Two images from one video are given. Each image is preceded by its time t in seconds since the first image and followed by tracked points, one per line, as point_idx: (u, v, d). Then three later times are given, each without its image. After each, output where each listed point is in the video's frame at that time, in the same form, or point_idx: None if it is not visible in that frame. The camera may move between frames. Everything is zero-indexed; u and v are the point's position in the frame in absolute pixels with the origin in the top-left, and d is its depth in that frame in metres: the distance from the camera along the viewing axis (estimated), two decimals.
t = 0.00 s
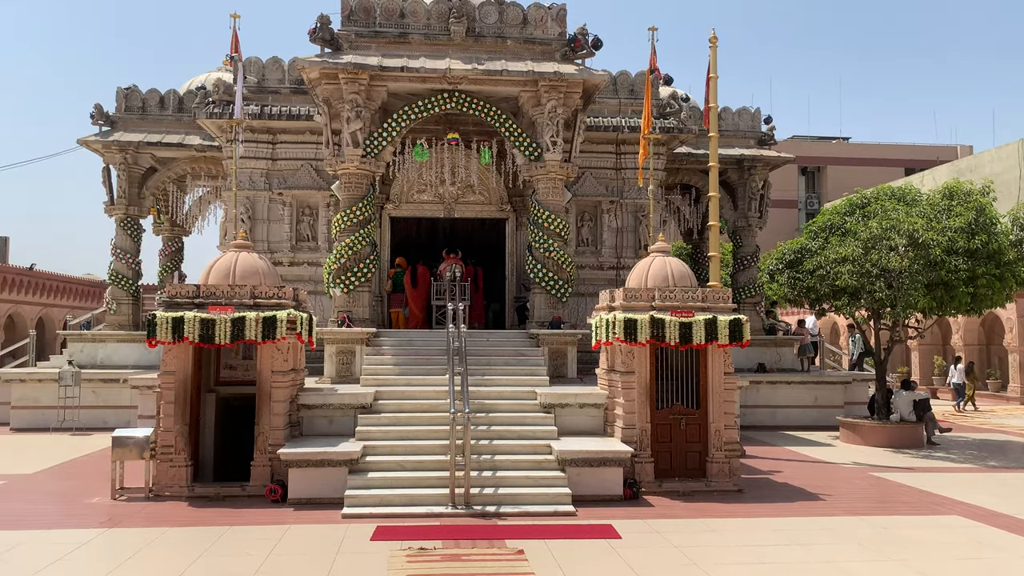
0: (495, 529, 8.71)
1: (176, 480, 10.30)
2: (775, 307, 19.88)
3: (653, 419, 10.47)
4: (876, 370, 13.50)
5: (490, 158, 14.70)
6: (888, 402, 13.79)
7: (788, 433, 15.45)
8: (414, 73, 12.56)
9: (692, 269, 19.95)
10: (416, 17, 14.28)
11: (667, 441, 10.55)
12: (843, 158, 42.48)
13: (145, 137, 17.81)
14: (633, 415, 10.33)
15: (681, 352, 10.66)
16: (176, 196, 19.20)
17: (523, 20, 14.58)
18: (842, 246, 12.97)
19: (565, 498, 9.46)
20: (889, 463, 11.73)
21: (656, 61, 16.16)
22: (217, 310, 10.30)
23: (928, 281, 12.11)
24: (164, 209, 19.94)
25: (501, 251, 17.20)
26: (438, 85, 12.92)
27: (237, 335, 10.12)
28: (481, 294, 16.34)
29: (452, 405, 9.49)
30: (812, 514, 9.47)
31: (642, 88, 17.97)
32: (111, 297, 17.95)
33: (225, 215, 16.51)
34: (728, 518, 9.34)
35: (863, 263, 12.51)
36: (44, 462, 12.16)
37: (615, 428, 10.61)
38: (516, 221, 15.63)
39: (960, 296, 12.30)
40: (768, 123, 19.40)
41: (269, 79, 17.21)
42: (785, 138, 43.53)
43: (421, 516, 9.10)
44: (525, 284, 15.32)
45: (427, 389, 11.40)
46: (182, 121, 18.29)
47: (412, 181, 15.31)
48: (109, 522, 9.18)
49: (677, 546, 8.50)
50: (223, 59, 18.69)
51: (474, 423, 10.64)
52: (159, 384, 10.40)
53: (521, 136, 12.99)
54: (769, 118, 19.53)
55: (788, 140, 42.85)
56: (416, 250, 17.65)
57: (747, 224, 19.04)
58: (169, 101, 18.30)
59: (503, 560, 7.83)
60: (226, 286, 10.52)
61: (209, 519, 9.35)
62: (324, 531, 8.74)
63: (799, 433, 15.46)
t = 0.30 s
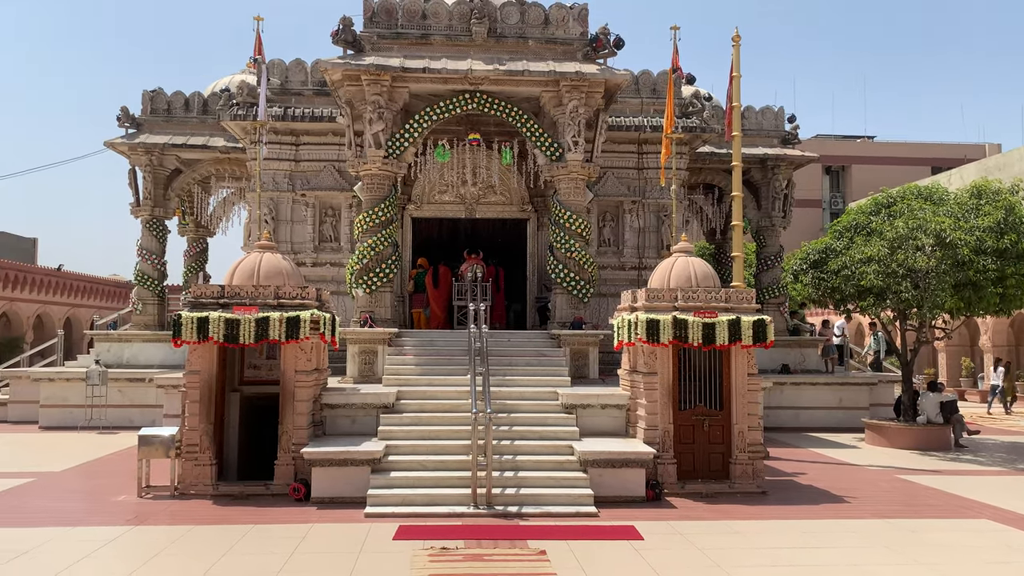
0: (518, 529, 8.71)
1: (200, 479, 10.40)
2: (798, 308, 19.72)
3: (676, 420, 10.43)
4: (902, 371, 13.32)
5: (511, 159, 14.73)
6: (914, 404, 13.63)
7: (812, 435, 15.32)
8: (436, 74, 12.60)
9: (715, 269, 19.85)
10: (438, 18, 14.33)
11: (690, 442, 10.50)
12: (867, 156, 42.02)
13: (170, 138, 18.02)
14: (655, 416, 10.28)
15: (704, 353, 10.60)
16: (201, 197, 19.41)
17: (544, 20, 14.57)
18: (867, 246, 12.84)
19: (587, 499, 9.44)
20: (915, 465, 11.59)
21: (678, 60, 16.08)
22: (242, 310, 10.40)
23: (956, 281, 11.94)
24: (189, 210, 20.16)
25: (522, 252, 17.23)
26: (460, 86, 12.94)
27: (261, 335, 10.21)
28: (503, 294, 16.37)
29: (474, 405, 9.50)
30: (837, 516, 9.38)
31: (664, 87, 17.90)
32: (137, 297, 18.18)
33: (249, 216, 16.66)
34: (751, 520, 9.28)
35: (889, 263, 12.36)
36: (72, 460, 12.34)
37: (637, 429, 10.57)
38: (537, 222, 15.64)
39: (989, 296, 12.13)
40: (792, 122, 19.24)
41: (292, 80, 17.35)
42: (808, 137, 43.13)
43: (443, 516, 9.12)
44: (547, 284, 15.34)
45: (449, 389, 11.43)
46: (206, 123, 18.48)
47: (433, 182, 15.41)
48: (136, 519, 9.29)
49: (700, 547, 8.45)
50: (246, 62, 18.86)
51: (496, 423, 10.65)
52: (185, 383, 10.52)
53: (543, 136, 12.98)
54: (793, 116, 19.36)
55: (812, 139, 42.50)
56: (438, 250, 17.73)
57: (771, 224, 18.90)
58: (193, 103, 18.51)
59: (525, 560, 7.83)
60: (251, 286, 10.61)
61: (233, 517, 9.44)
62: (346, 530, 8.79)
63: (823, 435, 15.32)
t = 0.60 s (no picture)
0: (539, 530, 8.70)
1: (225, 477, 10.51)
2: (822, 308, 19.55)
3: (698, 421, 10.38)
4: (928, 373, 13.17)
5: (532, 159, 14.75)
6: (941, 405, 13.47)
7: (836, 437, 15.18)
8: (457, 75, 12.65)
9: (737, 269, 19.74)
10: (459, 19, 14.38)
11: (713, 444, 10.45)
12: (891, 155, 41.55)
13: (195, 141, 18.23)
14: (677, 417, 10.24)
15: (726, 353, 10.55)
16: (225, 198, 19.61)
17: (565, 20, 14.56)
18: (892, 246, 12.72)
19: (609, 500, 9.41)
20: (941, 468, 11.44)
21: (700, 59, 16.00)
22: (265, 310, 10.50)
23: (982, 281, 11.82)
24: (213, 212, 20.40)
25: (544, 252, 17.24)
26: (481, 87, 12.97)
27: (284, 335, 10.29)
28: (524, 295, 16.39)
29: (495, 405, 9.49)
30: (861, 519, 9.29)
31: (686, 86, 17.83)
32: (163, 298, 18.41)
33: (273, 217, 16.81)
34: (774, 522, 9.21)
35: (915, 263, 12.23)
36: (99, 458, 12.52)
37: (659, 431, 10.54)
38: (558, 222, 15.64)
39: (1018, 296, 12.04)
40: (815, 121, 19.08)
41: (315, 82, 17.49)
42: (832, 136, 42.74)
43: (464, 516, 9.15)
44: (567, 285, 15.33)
45: (470, 389, 11.46)
46: (230, 125, 18.67)
47: (454, 183, 15.46)
48: (161, 517, 9.41)
49: (723, 549, 8.40)
50: (269, 64, 19.04)
51: (517, 423, 10.66)
52: (209, 382, 10.65)
53: (564, 137, 12.98)
54: (816, 115, 19.20)
55: (836, 138, 42.18)
56: (459, 251, 17.79)
57: (794, 224, 18.76)
58: (217, 105, 18.72)
59: (547, 561, 7.83)
60: (274, 287, 10.71)
61: (256, 516, 9.53)
62: (369, 529, 8.84)
63: (847, 437, 15.18)
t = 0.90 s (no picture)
0: (560, 530, 8.70)
1: (248, 476, 10.59)
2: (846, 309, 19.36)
3: (720, 422, 10.32)
4: (955, 374, 13.00)
5: (553, 159, 14.74)
6: (968, 407, 13.30)
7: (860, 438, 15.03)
8: (478, 76, 12.67)
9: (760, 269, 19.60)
10: (480, 20, 14.41)
11: (735, 445, 10.38)
12: (916, 153, 41.04)
13: (218, 142, 18.42)
14: (699, 418, 10.20)
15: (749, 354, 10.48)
16: (248, 199, 19.79)
17: (586, 19, 14.52)
18: (918, 245, 12.58)
19: (631, 501, 9.38)
20: (969, 470, 11.29)
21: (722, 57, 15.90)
22: (288, 310, 10.57)
23: (1011, 281, 11.66)
24: (236, 213, 20.60)
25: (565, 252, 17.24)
26: (502, 87, 12.98)
27: (307, 335, 10.36)
28: (545, 295, 16.39)
29: (515, 406, 9.48)
30: (887, 521, 9.18)
31: (708, 85, 17.72)
32: (187, 298, 18.62)
33: (295, 218, 16.95)
34: (798, 524, 9.13)
35: (941, 263, 12.08)
36: (125, 457, 12.68)
37: (681, 432, 10.49)
38: (579, 222, 15.62)
39: None
40: (839, 119, 18.90)
41: (337, 84, 17.60)
42: (855, 135, 42.31)
43: (486, 516, 9.15)
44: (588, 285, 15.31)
45: (491, 390, 11.47)
46: (253, 126, 18.83)
47: (475, 183, 15.49)
48: (186, 515, 9.51)
49: (745, 551, 8.35)
50: (291, 66, 19.19)
51: (538, 424, 10.65)
52: (233, 382, 10.74)
53: (584, 137, 12.96)
54: (840, 113, 19.02)
55: (860, 136, 41.81)
56: (480, 251, 17.83)
57: (818, 223, 18.59)
58: (241, 107, 18.89)
59: (569, 561, 7.81)
60: (297, 287, 10.78)
61: (279, 514, 9.60)
62: (390, 529, 8.88)
63: (872, 438, 15.02)
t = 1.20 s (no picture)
0: (582, 530, 8.69)
1: (272, 474, 10.67)
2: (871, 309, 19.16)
3: (744, 423, 10.26)
4: (983, 375, 12.82)
5: (575, 159, 14.73)
6: (998, 408, 13.13)
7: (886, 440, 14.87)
8: (499, 76, 12.69)
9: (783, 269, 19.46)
10: (502, 20, 14.42)
11: (759, 446, 10.31)
12: (942, 152, 40.49)
13: (242, 143, 18.60)
14: (722, 419, 10.14)
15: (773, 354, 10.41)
16: (271, 200, 19.97)
17: (608, 18, 14.49)
18: (945, 245, 12.43)
19: (653, 502, 9.35)
20: (997, 473, 11.13)
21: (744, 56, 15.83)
22: (311, 310, 10.64)
23: None
24: (260, 213, 20.80)
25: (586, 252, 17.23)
26: (523, 87, 13.00)
27: (330, 335, 10.43)
28: (566, 295, 16.39)
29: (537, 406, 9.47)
30: (914, 524, 9.08)
31: (731, 84, 17.60)
32: (211, 298, 18.82)
33: (318, 218, 17.07)
34: (822, 526, 9.06)
35: (969, 262, 11.93)
36: (151, 454, 12.84)
37: (704, 432, 10.44)
38: (600, 221, 15.60)
39: None
40: (864, 118, 18.69)
41: (359, 85, 17.71)
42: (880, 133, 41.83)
43: (508, 515, 9.16)
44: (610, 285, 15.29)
45: (513, 389, 11.48)
46: (276, 127, 18.99)
47: (496, 183, 15.52)
48: (211, 513, 9.61)
49: (769, 553, 8.29)
50: (315, 67, 19.33)
51: (560, 424, 10.65)
52: (257, 381, 10.84)
53: (606, 136, 12.93)
54: (865, 112, 18.82)
55: (885, 135, 41.34)
56: (502, 251, 17.88)
57: (842, 223, 18.40)
58: (264, 108, 19.06)
59: (591, 561, 7.80)
60: (320, 287, 10.86)
61: (303, 513, 9.68)
62: (413, 527, 8.92)
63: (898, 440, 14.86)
